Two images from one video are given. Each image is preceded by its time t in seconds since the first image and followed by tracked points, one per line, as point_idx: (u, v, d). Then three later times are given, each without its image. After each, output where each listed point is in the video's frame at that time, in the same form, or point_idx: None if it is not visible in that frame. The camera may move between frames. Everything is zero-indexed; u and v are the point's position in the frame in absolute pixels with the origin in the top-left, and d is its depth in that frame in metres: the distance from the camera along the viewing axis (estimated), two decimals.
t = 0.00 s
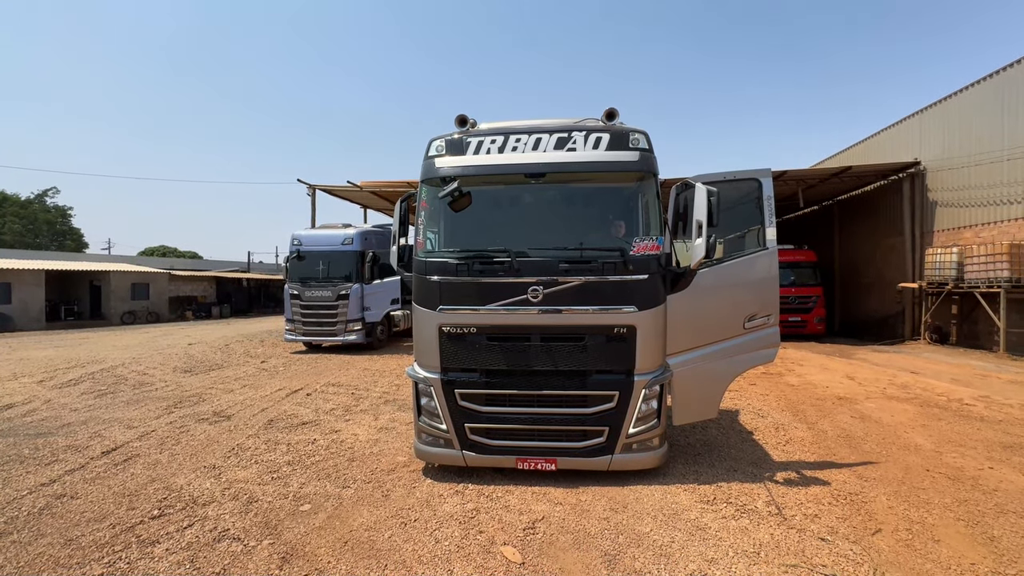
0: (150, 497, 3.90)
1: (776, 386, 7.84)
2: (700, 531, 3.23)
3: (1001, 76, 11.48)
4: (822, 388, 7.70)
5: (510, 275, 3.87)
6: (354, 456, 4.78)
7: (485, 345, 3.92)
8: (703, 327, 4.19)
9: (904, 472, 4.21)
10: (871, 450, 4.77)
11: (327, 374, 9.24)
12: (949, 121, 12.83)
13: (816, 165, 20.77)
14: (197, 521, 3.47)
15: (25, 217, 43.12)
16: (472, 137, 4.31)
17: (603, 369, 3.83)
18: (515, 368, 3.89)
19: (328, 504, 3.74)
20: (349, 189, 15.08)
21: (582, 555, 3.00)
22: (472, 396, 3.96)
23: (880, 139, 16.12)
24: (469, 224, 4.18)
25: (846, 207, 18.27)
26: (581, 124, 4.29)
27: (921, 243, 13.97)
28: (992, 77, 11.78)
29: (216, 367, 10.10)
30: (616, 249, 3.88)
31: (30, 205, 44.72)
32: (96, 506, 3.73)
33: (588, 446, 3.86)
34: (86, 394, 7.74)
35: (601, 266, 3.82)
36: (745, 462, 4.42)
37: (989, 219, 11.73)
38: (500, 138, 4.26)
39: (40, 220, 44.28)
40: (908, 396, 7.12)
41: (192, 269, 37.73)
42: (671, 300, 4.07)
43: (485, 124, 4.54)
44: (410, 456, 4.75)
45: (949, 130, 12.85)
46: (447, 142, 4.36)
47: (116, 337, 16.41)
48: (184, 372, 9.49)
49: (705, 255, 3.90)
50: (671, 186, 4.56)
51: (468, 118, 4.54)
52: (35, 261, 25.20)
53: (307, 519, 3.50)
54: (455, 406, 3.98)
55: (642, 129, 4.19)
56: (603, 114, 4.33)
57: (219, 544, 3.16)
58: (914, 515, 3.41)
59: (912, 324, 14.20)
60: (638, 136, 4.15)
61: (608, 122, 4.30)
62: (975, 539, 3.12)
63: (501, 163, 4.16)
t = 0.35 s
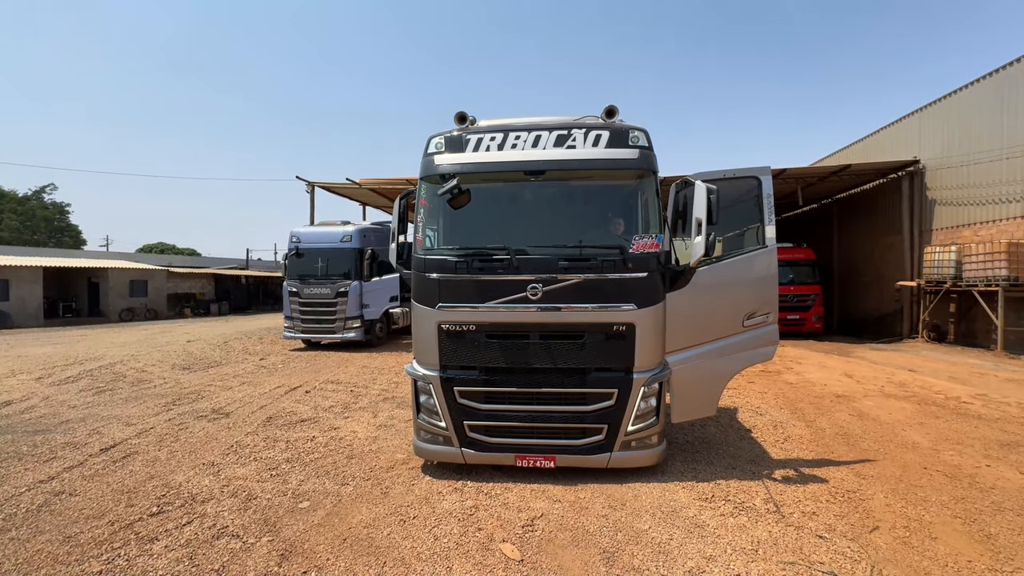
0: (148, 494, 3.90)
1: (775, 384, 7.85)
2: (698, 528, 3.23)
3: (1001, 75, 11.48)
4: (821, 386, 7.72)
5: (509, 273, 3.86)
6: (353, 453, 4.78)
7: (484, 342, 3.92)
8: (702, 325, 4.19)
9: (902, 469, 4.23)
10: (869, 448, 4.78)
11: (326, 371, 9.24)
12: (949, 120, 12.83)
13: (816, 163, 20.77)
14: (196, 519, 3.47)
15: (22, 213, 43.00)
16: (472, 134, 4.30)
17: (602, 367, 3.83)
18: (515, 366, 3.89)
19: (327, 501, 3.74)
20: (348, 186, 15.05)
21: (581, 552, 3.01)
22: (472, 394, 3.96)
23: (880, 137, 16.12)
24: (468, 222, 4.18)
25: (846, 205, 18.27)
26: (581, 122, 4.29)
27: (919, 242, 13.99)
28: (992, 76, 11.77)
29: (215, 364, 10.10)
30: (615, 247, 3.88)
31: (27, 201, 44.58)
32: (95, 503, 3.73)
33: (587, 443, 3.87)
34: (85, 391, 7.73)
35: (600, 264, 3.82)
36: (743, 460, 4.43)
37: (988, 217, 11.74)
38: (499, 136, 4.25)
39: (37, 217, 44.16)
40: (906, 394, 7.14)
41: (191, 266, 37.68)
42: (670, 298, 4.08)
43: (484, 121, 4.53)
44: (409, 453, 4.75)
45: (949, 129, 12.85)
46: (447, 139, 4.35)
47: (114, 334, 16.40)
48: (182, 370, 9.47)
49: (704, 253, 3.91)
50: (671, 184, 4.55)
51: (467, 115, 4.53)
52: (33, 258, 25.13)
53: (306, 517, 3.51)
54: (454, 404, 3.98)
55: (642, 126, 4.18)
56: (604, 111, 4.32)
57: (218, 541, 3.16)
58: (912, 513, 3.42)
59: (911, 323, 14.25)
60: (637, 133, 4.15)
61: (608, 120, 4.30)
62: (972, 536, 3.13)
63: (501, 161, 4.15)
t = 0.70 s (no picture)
0: (147, 491, 3.90)
1: (773, 382, 7.86)
2: (697, 526, 3.23)
3: (1001, 74, 11.48)
4: (820, 384, 7.73)
5: (509, 270, 3.86)
6: (352, 451, 4.77)
7: (484, 340, 3.91)
8: (701, 323, 4.19)
9: (900, 467, 4.23)
10: (867, 446, 4.79)
11: (325, 369, 9.23)
12: (948, 119, 12.84)
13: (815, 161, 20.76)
14: (194, 516, 3.46)
15: (21, 210, 42.96)
16: (471, 131, 4.29)
17: (602, 364, 3.83)
18: (514, 363, 3.89)
19: (327, 498, 3.74)
20: (347, 184, 15.03)
21: (580, 550, 3.01)
22: (471, 391, 3.96)
23: (879, 136, 16.12)
24: (468, 220, 4.17)
25: (845, 203, 18.27)
26: (580, 119, 4.28)
27: (919, 240, 14.01)
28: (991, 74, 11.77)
29: (214, 361, 10.09)
30: (615, 245, 3.88)
31: (26, 198, 44.53)
32: (94, 501, 3.73)
33: (586, 441, 3.87)
34: (83, 389, 7.72)
35: (600, 262, 3.81)
36: (742, 458, 4.43)
37: (987, 216, 11.76)
38: (499, 133, 4.24)
39: (36, 214, 44.12)
40: (905, 392, 7.16)
41: (190, 264, 37.66)
42: (669, 295, 4.07)
43: (484, 118, 4.52)
44: (408, 451, 4.75)
45: (948, 127, 12.86)
46: (446, 136, 4.34)
47: (113, 332, 16.38)
48: (181, 367, 9.47)
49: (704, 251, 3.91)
50: (670, 182, 4.54)
51: (467, 112, 4.52)
52: (32, 255, 25.10)
53: (305, 514, 3.51)
54: (453, 401, 3.97)
55: (641, 124, 4.18)
56: (603, 109, 4.31)
57: (217, 538, 3.16)
58: (911, 510, 3.42)
59: (909, 321, 14.27)
60: (637, 131, 4.14)
61: (608, 117, 4.29)
62: (971, 534, 3.13)
63: (500, 158, 4.14)
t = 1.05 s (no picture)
0: (148, 489, 3.90)
1: (773, 381, 7.86)
2: (697, 524, 3.24)
3: (1001, 72, 11.47)
4: (820, 383, 7.74)
5: (509, 268, 3.86)
6: (352, 449, 4.77)
7: (484, 338, 3.91)
8: (702, 321, 4.19)
9: (899, 465, 4.24)
10: (867, 445, 4.79)
11: (325, 367, 9.24)
12: (949, 117, 12.83)
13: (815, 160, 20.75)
14: (195, 514, 3.47)
15: (20, 208, 42.93)
16: (471, 129, 4.29)
17: (602, 362, 3.83)
18: (514, 361, 3.89)
19: (327, 496, 3.75)
20: (346, 182, 15.00)
21: (580, 548, 3.01)
22: (471, 390, 3.96)
23: (879, 134, 16.12)
24: (468, 218, 4.17)
25: (845, 201, 18.27)
26: (581, 117, 4.27)
27: (918, 239, 14.01)
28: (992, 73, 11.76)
29: (214, 360, 10.10)
30: (615, 243, 3.87)
31: (25, 196, 44.49)
32: (94, 499, 3.73)
33: (586, 439, 3.88)
34: (83, 387, 7.72)
35: (600, 260, 3.81)
36: (742, 456, 4.43)
37: (987, 214, 11.76)
38: (499, 131, 4.24)
39: (35, 212, 44.11)
40: (905, 391, 7.17)
41: (190, 262, 37.64)
42: (670, 293, 4.08)
43: (484, 116, 4.51)
44: (408, 449, 4.75)
45: (948, 126, 12.86)
46: (446, 134, 4.33)
47: (113, 330, 16.37)
48: (181, 365, 9.47)
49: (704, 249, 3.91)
50: (670, 180, 4.54)
51: (467, 110, 4.51)
52: (32, 253, 25.10)
53: (306, 512, 3.51)
54: (453, 399, 3.98)
55: (642, 122, 4.17)
56: (604, 107, 4.30)
57: (217, 536, 3.17)
58: (910, 508, 3.43)
59: (909, 319, 14.27)
60: (637, 129, 4.14)
61: (608, 115, 4.28)
62: (970, 532, 3.14)
63: (500, 156, 4.14)
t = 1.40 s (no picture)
0: (149, 487, 3.90)
1: (773, 379, 7.86)
2: (698, 522, 3.24)
3: (1002, 69, 11.45)
4: (820, 381, 7.74)
5: (509, 267, 3.85)
6: (352, 448, 4.78)
7: (484, 337, 3.91)
8: (703, 319, 4.19)
9: (900, 463, 4.24)
10: (867, 443, 4.80)
11: (326, 365, 9.23)
12: (949, 114, 12.81)
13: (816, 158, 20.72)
14: (196, 512, 3.47)
15: (20, 207, 42.92)
16: (471, 128, 4.28)
17: (603, 361, 3.83)
18: (515, 360, 3.89)
19: (328, 494, 3.75)
20: (346, 181, 14.99)
21: (580, 545, 3.01)
22: (471, 388, 3.96)
23: (880, 132, 16.10)
24: (468, 216, 4.17)
25: (845, 199, 18.25)
26: (581, 115, 4.27)
27: (919, 236, 14.00)
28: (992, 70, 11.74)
29: (214, 358, 10.10)
30: (616, 241, 3.87)
31: (25, 194, 44.47)
32: (95, 497, 3.73)
33: (587, 437, 3.88)
34: (84, 385, 7.72)
35: (601, 258, 3.81)
36: (742, 454, 4.44)
37: (987, 212, 11.74)
38: (499, 129, 4.23)
39: (35, 210, 44.10)
40: (905, 389, 7.17)
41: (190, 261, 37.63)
42: (670, 291, 4.07)
43: (484, 114, 4.51)
44: (408, 447, 4.75)
45: (949, 123, 12.84)
46: (446, 132, 4.33)
47: (113, 329, 16.35)
48: (182, 364, 9.47)
49: (705, 247, 3.91)
50: (671, 178, 4.53)
51: (467, 108, 4.50)
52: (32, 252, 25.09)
53: (307, 510, 3.51)
54: (454, 398, 3.98)
55: (643, 120, 4.17)
56: (604, 104, 4.29)
57: (218, 534, 3.17)
58: (911, 506, 3.43)
59: (910, 317, 14.26)
60: (638, 127, 4.13)
61: (608, 113, 4.28)
62: (971, 530, 3.14)
63: (500, 154, 4.13)
